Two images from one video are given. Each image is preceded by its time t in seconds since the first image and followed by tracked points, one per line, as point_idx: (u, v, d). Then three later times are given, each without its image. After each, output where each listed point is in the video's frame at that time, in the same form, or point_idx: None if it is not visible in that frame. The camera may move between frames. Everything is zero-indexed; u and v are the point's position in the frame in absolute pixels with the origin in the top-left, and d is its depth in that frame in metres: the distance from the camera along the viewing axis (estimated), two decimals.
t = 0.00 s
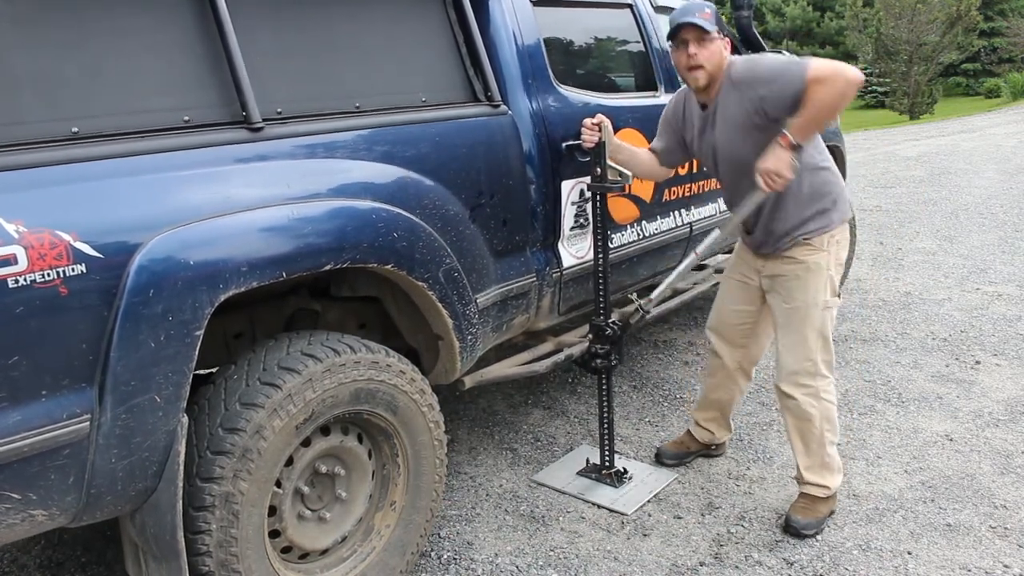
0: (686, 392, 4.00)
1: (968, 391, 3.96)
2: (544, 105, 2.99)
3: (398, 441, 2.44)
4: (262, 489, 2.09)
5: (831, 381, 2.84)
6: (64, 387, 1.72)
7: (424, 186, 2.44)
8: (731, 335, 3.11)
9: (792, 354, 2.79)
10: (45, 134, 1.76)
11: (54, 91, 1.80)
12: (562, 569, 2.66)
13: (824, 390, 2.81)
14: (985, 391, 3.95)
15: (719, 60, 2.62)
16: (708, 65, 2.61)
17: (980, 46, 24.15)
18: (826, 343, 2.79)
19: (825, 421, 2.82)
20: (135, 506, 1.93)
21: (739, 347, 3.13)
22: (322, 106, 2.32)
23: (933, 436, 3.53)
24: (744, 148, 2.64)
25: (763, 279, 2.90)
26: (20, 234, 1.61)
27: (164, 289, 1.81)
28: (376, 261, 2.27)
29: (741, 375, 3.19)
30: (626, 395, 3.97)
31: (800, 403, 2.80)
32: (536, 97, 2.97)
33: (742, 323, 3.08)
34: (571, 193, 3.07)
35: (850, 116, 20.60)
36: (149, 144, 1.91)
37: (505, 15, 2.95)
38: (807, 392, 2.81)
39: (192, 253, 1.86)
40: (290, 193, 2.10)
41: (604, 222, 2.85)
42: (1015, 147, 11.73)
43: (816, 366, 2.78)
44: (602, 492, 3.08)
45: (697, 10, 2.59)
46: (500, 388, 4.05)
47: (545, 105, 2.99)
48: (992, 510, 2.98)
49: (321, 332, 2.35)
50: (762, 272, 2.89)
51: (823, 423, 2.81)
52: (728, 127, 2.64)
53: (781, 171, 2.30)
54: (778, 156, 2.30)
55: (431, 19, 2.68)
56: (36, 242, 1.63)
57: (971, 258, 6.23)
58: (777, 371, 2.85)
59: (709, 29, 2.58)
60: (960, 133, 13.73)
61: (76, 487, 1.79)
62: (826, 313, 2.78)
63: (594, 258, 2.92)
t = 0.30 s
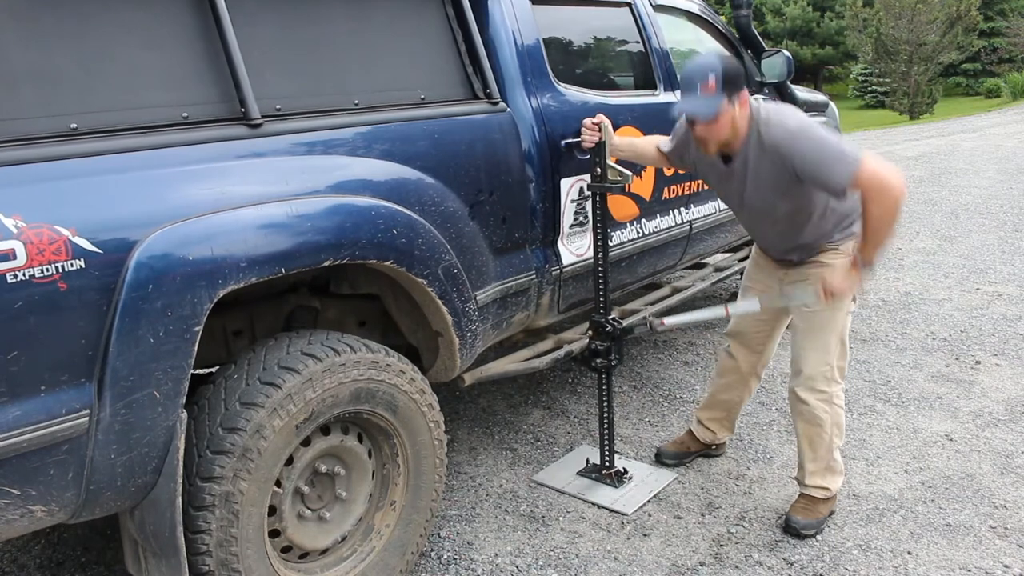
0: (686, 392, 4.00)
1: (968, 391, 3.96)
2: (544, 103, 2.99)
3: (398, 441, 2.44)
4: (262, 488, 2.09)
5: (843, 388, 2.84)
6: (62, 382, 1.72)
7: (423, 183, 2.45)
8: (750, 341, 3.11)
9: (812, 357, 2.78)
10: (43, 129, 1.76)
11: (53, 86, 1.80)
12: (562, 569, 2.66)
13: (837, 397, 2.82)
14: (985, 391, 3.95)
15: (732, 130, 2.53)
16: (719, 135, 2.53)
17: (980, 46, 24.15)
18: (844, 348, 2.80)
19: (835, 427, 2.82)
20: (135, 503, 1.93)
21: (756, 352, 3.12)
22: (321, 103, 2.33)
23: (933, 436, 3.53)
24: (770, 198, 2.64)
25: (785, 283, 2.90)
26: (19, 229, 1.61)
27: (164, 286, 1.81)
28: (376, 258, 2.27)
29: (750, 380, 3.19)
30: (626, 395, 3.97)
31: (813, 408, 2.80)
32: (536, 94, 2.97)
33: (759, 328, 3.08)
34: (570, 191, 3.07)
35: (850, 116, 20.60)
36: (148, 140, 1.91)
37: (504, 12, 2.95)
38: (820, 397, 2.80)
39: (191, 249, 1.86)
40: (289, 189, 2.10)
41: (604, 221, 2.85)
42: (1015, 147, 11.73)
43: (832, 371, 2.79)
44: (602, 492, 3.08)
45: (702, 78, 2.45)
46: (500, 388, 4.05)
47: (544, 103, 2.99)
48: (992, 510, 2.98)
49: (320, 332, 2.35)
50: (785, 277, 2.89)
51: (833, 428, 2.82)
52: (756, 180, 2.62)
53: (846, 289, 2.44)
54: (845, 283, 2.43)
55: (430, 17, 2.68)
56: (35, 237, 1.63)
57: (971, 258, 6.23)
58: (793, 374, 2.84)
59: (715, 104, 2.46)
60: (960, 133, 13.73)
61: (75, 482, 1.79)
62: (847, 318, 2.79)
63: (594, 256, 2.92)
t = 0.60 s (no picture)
0: (687, 392, 4.01)
1: (968, 391, 3.96)
2: (543, 100, 3.00)
3: (398, 441, 2.44)
4: (262, 488, 2.09)
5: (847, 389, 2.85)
6: (61, 377, 1.72)
7: (422, 180, 2.45)
8: (757, 340, 3.11)
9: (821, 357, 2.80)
10: (42, 123, 1.76)
11: (52, 81, 1.80)
12: (562, 569, 2.66)
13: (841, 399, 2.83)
14: (985, 391, 3.96)
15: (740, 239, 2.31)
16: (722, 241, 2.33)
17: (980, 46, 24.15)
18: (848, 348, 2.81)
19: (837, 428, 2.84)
20: (133, 498, 1.93)
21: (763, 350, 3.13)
22: (320, 99, 2.33)
23: (933, 436, 3.53)
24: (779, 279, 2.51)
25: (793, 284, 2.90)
26: (17, 222, 1.61)
27: (162, 281, 1.81)
28: (375, 253, 2.27)
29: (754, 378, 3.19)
30: (626, 395, 3.97)
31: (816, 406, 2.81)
32: (535, 91, 2.98)
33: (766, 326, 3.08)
34: (570, 188, 3.08)
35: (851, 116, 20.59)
36: (147, 134, 1.91)
37: (503, 10, 2.95)
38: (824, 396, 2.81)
39: (191, 246, 1.86)
40: (288, 184, 2.10)
41: (603, 218, 2.85)
42: (1015, 147, 11.73)
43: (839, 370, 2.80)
44: (602, 492, 3.08)
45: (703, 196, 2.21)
46: (500, 388, 4.05)
47: (544, 100, 3.00)
48: (992, 510, 2.98)
49: (320, 331, 2.35)
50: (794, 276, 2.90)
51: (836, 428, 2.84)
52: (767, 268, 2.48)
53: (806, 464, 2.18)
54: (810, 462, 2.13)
55: (429, 13, 2.68)
56: (33, 231, 1.63)
57: (971, 258, 6.23)
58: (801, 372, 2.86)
59: (713, 227, 2.23)
60: (960, 134, 13.72)
61: (74, 477, 1.79)
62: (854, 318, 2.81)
63: (594, 254, 2.92)
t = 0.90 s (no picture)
0: (687, 392, 4.01)
1: (968, 391, 3.96)
2: (543, 100, 3.00)
3: (398, 440, 2.44)
4: (262, 487, 2.09)
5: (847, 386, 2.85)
6: (62, 377, 1.72)
7: (422, 180, 2.45)
8: (754, 335, 3.10)
9: (820, 353, 2.80)
10: (42, 124, 1.77)
11: (52, 82, 1.80)
12: (562, 569, 2.66)
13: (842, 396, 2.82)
14: (985, 391, 3.95)
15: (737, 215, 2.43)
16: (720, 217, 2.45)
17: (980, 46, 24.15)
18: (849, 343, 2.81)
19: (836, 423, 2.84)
20: (134, 498, 1.93)
21: (759, 347, 3.12)
22: (320, 99, 2.33)
23: (933, 436, 3.53)
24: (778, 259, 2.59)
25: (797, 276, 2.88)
26: (17, 223, 1.61)
27: (163, 282, 1.81)
28: (375, 253, 2.27)
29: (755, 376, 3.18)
30: (626, 395, 3.97)
31: (815, 402, 2.81)
32: (535, 92, 2.98)
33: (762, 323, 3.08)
34: (570, 188, 3.08)
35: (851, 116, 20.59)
36: (147, 135, 1.91)
37: (503, 11, 2.95)
38: (823, 392, 2.81)
39: (191, 245, 1.86)
40: (288, 185, 2.10)
41: (603, 219, 2.85)
42: (1015, 147, 11.73)
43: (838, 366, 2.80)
44: (602, 492, 3.08)
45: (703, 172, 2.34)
46: (500, 388, 4.05)
47: (544, 100, 3.00)
48: (992, 510, 2.98)
49: (320, 331, 2.35)
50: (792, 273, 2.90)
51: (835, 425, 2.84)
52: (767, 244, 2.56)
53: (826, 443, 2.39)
54: (827, 438, 2.35)
55: (429, 14, 2.68)
56: (34, 232, 1.63)
57: (971, 258, 6.23)
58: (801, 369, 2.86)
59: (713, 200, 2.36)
60: (960, 133, 13.72)
61: (74, 477, 1.79)
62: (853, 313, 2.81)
63: (594, 254, 2.92)
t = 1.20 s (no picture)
0: (687, 392, 4.01)
1: (968, 391, 3.96)
2: (544, 102, 3.00)
3: (398, 441, 2.44)
4: (262, 488, 2.09)
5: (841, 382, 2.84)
6: (63, 381, 1.72)
7: (423, 183, 2.45)
8: (737, 332, 3.12)
9: (813, 350, 2.80)
10: (43, 128, 1.77)
11: (53, 86, 1.80)
12: (562, 569, 2.66)
13: (835, 390, 2.82)
14: (985, 391, 3.96)
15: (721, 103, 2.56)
16: (703, 108, 2.58)
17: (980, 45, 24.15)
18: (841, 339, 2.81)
19: (832, 420, 2.82)
20: (135, 501, 1.93)
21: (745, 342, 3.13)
22: (322, 102, 2.33)
23: (933, 436, 3.53)
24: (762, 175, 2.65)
25: (780, 274, 2.89)
26: (19, 228, 1.61)
27: (163, 285, 1.81)
28: (376, 256, 2.27)
29: (744, 373, 3.19)
30: (626, 395, 3.97)
31: (810, 399, 2.80)
32: (536, 94, 2.98)
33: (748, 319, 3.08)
34: (570, 190, 3.07)
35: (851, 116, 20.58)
36: (149, 139, 1.91)
37: (504, 13, 2.95)
38: (818, 389, 2.81)
39: (191, 248, 1.86)
40: (289, 188, 2.10)
41: (604, 221, 2.85)
42: (1015, 146, 11.73)
43: (831, 362, 2.80)
44: (602, 492, 3.08)
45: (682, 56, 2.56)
46: (500, 388, 4.05)
47: (544, 103, 3.00)
48: (992, 510, 2.98)
49: (320, 332, 2.35)
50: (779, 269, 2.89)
51: (831, 421, 2.82)
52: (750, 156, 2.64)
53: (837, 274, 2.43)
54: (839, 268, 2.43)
55: (430, 16, 2.68)
56: (35, 237, 1.63)
57: (971, 258, 6.23)
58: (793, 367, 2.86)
59: (693, 80, 2.52)
60: (960, 133, 13.72)
61: (75, 481, 1.79)
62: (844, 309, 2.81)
63: (595, 256, 2.92)
